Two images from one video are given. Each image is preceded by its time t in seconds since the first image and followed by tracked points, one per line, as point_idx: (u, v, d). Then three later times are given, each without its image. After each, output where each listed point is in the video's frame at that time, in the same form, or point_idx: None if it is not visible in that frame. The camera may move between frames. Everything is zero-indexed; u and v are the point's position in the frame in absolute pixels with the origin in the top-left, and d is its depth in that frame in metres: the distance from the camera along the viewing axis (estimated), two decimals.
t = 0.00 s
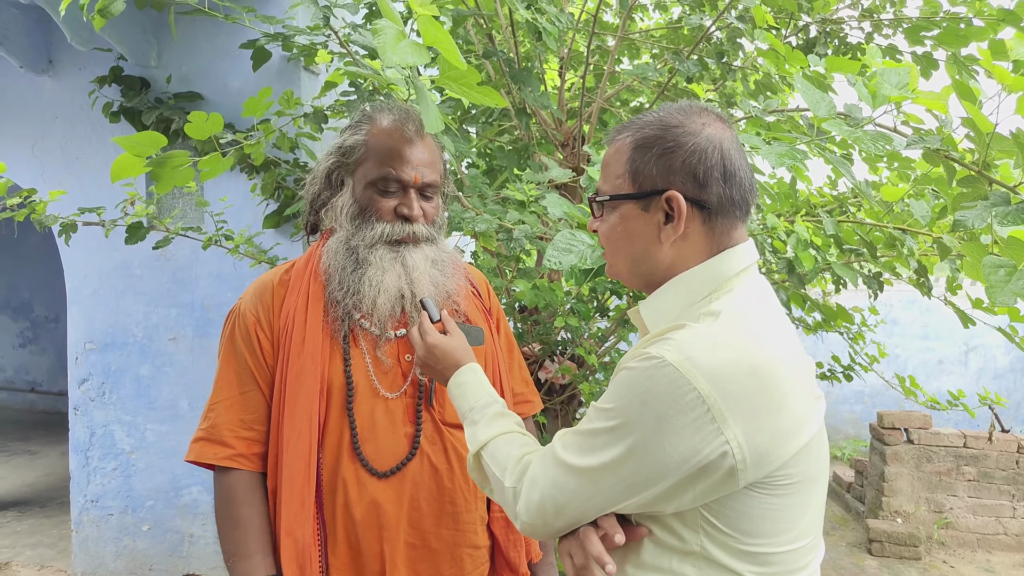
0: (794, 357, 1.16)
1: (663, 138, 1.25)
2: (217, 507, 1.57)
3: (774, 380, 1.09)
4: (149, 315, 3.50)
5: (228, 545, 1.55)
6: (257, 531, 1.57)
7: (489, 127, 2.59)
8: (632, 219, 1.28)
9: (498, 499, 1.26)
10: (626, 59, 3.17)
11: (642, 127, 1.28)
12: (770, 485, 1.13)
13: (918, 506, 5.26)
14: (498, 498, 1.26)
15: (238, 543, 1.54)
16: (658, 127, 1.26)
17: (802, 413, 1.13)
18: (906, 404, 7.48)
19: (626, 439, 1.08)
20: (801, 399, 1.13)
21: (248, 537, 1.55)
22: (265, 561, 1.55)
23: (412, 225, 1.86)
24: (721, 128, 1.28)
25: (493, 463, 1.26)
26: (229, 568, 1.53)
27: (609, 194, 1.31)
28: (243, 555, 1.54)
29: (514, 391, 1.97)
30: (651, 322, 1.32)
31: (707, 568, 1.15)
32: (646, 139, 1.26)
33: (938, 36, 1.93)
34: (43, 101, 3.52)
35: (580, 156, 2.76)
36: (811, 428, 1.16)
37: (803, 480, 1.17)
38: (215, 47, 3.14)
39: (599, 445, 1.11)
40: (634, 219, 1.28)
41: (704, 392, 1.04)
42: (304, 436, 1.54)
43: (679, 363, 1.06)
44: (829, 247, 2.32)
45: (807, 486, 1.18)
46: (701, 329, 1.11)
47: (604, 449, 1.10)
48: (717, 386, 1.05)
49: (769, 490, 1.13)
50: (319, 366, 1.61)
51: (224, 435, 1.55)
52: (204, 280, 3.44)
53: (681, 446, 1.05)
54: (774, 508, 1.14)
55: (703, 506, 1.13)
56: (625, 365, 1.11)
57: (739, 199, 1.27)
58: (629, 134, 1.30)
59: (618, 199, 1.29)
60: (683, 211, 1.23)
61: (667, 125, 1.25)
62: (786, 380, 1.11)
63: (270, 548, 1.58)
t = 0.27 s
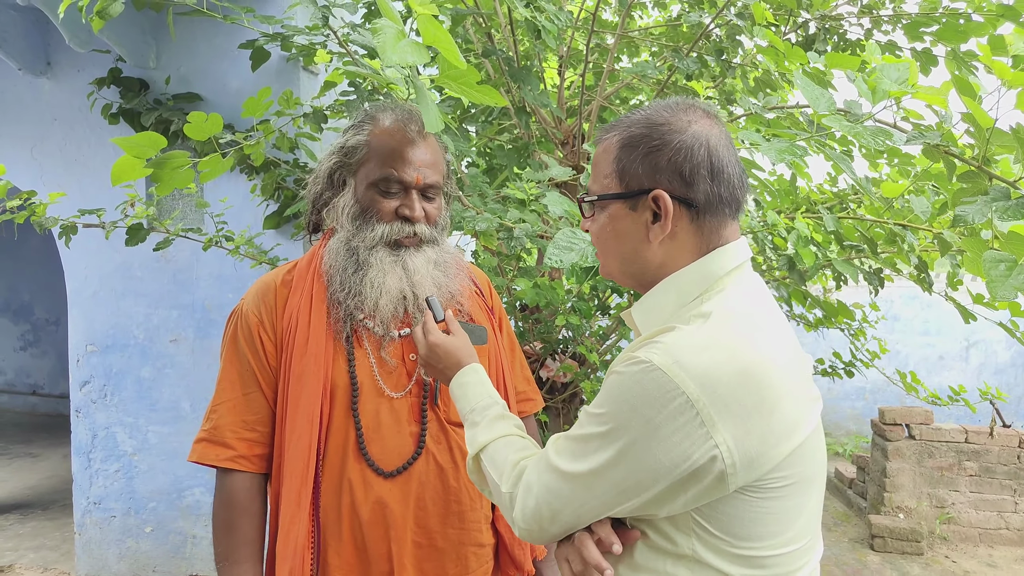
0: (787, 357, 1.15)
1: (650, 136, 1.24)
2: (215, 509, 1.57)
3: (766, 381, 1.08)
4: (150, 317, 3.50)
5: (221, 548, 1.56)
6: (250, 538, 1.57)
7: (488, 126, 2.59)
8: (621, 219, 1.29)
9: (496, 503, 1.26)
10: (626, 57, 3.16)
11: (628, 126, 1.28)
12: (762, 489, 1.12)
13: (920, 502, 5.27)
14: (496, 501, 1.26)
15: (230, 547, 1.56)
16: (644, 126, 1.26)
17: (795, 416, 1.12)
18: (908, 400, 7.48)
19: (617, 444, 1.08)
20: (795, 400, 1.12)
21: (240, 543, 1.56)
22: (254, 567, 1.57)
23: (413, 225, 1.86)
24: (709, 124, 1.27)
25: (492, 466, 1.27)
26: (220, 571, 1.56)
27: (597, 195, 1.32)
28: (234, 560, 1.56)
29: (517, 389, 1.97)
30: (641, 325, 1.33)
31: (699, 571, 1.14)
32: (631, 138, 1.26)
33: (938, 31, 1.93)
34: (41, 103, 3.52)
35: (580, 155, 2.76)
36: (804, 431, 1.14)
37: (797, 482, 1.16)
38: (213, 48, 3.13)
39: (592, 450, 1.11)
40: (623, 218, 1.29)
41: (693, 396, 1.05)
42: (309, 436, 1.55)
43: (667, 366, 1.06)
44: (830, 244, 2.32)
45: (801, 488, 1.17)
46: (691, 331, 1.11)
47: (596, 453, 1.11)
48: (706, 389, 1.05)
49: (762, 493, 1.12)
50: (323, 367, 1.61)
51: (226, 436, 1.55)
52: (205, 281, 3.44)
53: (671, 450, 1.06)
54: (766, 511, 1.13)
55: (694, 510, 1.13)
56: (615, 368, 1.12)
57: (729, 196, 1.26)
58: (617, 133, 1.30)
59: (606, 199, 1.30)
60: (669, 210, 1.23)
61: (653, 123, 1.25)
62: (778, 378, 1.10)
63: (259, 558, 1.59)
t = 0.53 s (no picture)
0: (794, 348, 1.17)
1: (655, 131, 1.24)
2: (211, 505, 1.57)
3: (775, 371, 1.09)
4: (151, 315, 3.50)
5: (215, 543, 1.57)
6: (243, 536, 1.57)
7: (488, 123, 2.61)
8: (627, 213, 1.28)
9: (504, 495, 1.25)
10: (627, 53, 3.16)
11: (634, 122, 1.28)
12: (770, 476, 1.14)
13: (921, 497, 5.28)
14: (504, 494, 1.26)
15: (223, 544, 1.56)
16: (650, 121, 1.26)
17: (802, 405, 1.13)
18: (909, 396, 7.49)
19: (631, 434, 1.08)
20: (803, 390, 1.14)
21: (234, 540, 1.56)
22: (246, 565, 1.57)
23: (416, 221, 1.86)
24: (713, 119, 1.27)
25: (499, 459, 1.26)
26: (212, 566, 1.56)
27: (604, 189, 1.31)
28: (226, 557, 1.56)
29: (520, 386, 1.97)
30: (650, 317, 1.32)
31: (707, 556, 1.17)
32: (637, 133, 1.26)
33: (940, 25, 1.92)
34: (41, 101, 3.52)
35: (581, 151, 2.75)
36: (811, 418, 1.16)
37: (803, 469, 1.18)
38: (213, 44, 3.13)
39: (605, 440, 1.11)
40: (629, 213, 1.28)
41: (708, 385, 1.05)
42: (311, 433, 1.55)
43: (681, 356, 1.06)
44: (831, 239, 2.26)
45: (807, 476, 1.19)
46: (703, 322, 1.12)
47: (610, 443, 1.11)
48: (721, 378, 1.05)
49: (770, 479, 1.14)
50: (325, 364, 1.61)
51: (225, 433, 1.55)
52: (206, 279, 3.44)
53: (686, 439, 1.06)
54: (774, 497, 1.15)
55: (704, 498, 1.14)
56: (627, 359, 1.12)
57: (734, 190, 1.27)
58: (622, 129, 1.30)
59: (612, 194, 1.29)
60: (677, 204, 1.23)
61: (659, 118, 1.25)
62: (787, 370, 1.11)
63: (252, 555, 1.59)
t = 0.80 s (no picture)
0: (803, 340, 1.21)
1: (664, 132, 1.25)
2: (219, 503, 1.57)
3: (788, 365, 1.13)
4: (153, 314, 3.50)
5: (225, 543, 1.57)
6: (253, 534, 1.58)
7: (490, 122, 2.58)
8: (637, 213, 1.28)
9: (518, 493, 1.26)
10: (628, 52, 3.16)
11: (642, 122, 1.28)
12: (785, 465, 1.17)
13: (923, 497, 5.27)
14: (518, 491, 1.26)
15: (235, 543, 1.56)
16: (659, 122, 1.26)
17: (813, 397, 1.17)
18: (911, 396, 7.48)
19: (650, 426, 1.10)
20: (812, 382, 1.17)
21: (245, 538, 1.57)
22: (260, 564, 1.57)
23: (416, 213, 1.85)
24: (720, 120, 1.28)
25: (512, 455, 1.27)
26: (224, 568, 1.56)
27: (613, 189, 1.30)
28: (239, 556, 1.56)
29: (523, 385, 1.97)
30: (660, 313, 1.32)
31: (723, 545, 1.19)
32: (647, 134, 1.26)
33: (941, 24, 1.92)
34: (42, 101, 3.52)
35: (582, 150, 2.75)
36: (821, 409, 1.20)
37: (814, 458, 1.21)
38: (215, 44, 3.13)
39: (624, 435, 1.12)
40: (639, 212, 1.28)
41: (727, 377, 1.08)
42: (314, 431, 1.54)
43: (701, 350, 1.08)
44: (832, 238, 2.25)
45: (817, 464, 1.23)
46: (719, 316, 1.14)
47: (629, 437, 1.12)
48: (738, 371, 1.08)
49: (784, 468, 1.17)
50: (328, 361, 1.61)
51: (229, 431, 1.55)
52: (207, 278, 3.45)
53: (707, 431, 1.08)
54: (787, 485, 1.18)
55: (719, 489, 1.16)
56: (643, 355, 1.14)
57: (741, 189, 1.28)
58: (631, 129, 1.30)
59: (622, 194, 1.29)
60: (687, 203, 1.23)
61: (667, 119, 1.26)
62: (798, 363, 1.15)
63: (265, 553, 1.59)
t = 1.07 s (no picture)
0: (807, 338, 1.22)
1: (672, 133, 1.25)
2: (220, 502, 1.57)
3: (795, 361, 1.14)
4: (153, 313, 3.50)
5: (225, 543, 1.56)
6: (253, 534, 1.57)
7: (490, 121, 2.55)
8: (644, 212, 1.28)
9: (524, 486, 1.26)
10: (629, 52, 3.16)
11: (650, 123, 1.28)
12: (790, 459, 1.18)
13: (924, 498, 5.26)
14: (523, 485, 1.26)
15: (234, 543, 1.55)
16: (667, 123, 1.26)
17: (819, 392, 1.18)
18: (912, 396, 7.47)
19: (658, 420, 1.11)
20: (817, 378, 1.19)
21: (246, 538, 1.56)
22: (259, 564, 1.57)
23: (416, 201, 1.85)
24: (728, 122, 1.29)
25: (518, 448, 1.26)
26: (223, 566, 1.55)
27: (620, 189, 1.30)
28: (238, 556, 1.55)
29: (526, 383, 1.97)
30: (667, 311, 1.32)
31: (728, 538, 1.20)
32: (655, 134, 1.26)
33: (943, 24, 1.92)
34: (44, 100, 3.52)
35: (583, 149, 2.74)
36: (827, 405, 1.21)
37: (818, 453, 1.22)
38: (216, 44, 3.13)
39: (632, 429, 1.13)
40: (646, 212, 1.28)
41: (735, 373, 1.09)
42: (317, 428, 1.54)
43: (709, 345, 1.10)
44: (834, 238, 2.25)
45: (821, 459, 1.24)
46: (727, 313, 1.15)
47: (636, 431, 1.13)
48: (746, 366, 1.09)
49: (789, 463, 1.18)
50: (330, 357, 1.61)
51: (231, 429, 1.54)
52: (208, 278, 3.45)
53: (715, 425, 1.09)
54: (792, 480, 1.19)
55: (725, 483, 1.17)
56: (651, 350, 1.14)
57: (747, 191, 1.29)
58: (638, 130, 1.30)
59: (629, 193, 1.29)
60: (695, 204, 1.24)
61: (675, 120, 1.26)
62: (803, 360, 1.16)
63: (264, 553, 1.59)
